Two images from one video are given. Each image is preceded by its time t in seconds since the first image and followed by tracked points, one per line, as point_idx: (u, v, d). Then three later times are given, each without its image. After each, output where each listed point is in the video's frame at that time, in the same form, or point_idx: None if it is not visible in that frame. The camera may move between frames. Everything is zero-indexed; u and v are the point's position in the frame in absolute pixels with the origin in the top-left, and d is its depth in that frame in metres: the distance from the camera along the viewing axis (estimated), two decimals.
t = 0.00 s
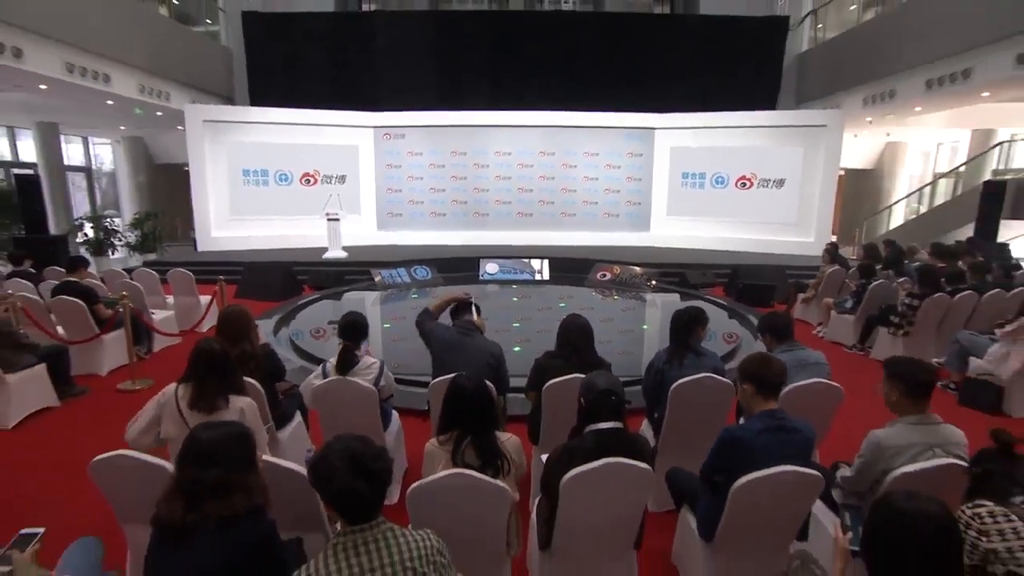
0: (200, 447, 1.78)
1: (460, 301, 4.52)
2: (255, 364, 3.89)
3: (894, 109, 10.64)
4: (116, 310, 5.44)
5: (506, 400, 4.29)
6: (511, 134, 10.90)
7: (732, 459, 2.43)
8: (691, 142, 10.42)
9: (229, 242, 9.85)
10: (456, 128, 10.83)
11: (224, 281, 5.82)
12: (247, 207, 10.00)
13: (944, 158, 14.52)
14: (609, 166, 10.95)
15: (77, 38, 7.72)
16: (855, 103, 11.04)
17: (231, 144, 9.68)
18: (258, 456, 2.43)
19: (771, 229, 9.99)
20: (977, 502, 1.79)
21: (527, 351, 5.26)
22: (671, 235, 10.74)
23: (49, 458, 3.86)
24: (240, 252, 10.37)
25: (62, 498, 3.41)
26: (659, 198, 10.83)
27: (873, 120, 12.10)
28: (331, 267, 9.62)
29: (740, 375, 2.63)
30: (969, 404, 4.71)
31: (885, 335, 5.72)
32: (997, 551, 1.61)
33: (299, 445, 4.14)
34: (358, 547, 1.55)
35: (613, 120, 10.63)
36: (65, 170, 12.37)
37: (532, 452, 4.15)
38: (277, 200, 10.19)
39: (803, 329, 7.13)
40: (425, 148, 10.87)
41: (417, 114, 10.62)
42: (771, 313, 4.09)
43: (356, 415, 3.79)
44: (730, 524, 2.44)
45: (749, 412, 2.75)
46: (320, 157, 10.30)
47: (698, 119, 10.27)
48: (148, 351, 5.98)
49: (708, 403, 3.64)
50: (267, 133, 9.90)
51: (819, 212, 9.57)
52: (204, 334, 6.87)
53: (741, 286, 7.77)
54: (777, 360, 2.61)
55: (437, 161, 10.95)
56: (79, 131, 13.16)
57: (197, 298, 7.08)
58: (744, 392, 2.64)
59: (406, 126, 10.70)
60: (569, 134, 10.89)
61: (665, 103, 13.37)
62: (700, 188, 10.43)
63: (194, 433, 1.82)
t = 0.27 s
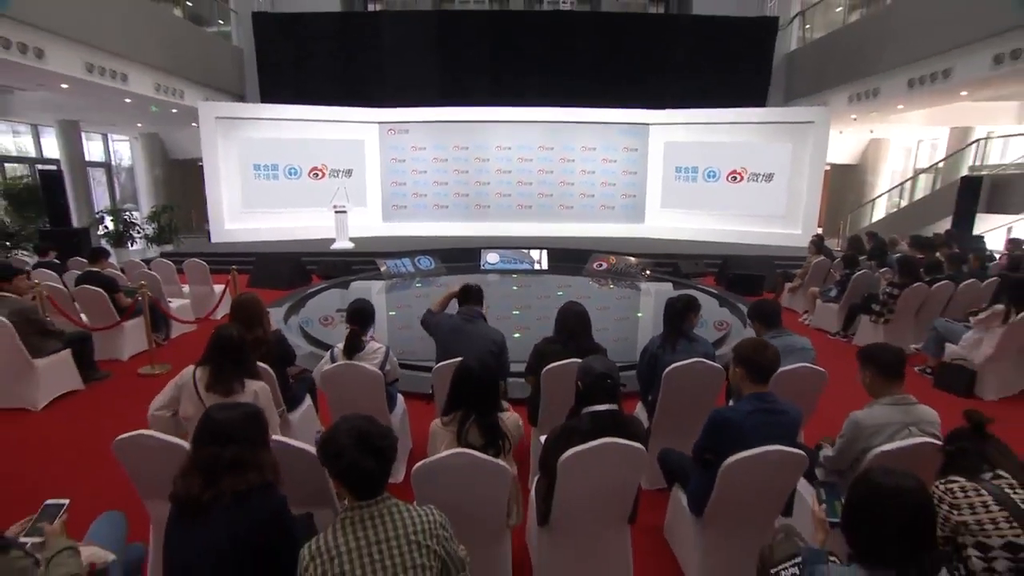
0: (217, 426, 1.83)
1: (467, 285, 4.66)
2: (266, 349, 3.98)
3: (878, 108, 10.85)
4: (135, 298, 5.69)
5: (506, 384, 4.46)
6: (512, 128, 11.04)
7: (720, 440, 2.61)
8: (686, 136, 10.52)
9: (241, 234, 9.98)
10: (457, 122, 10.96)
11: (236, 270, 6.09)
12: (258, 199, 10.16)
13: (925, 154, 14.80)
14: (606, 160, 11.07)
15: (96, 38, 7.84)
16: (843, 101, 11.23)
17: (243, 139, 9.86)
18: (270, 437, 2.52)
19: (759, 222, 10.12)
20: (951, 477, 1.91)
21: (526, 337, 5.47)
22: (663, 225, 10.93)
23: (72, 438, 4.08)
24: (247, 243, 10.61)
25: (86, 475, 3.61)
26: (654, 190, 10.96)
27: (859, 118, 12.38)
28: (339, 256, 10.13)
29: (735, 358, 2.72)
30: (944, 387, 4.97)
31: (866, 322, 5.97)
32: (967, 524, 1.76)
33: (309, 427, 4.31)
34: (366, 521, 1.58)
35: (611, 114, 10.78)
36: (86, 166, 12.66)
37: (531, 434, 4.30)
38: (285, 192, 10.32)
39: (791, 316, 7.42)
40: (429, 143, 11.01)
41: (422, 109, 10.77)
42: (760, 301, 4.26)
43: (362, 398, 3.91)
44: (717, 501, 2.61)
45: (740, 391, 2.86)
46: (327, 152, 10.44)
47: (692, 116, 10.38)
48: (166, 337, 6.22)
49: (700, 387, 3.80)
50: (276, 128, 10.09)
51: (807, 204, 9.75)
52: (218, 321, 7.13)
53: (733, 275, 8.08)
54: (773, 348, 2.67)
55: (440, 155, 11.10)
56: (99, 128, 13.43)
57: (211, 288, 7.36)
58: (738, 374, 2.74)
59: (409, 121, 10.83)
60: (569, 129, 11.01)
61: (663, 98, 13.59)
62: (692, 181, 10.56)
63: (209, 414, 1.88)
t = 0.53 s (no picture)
0: (214, 414, 1.84)
1: (468, 271, 4.63)
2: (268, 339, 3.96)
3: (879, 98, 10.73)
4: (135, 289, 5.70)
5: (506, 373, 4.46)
6: (511, 118, 10.98)
7: (723, 429, 2.61)
8: (687, 126, 10.46)
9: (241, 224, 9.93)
10: (457, 112, 10.89)
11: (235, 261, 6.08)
12: (257, 189, 10.10)
13: (926, 145, 14.60)
14: (606, 150, 11.02)
15: (92, 26, 7.76)
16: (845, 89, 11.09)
17: (241, 129, 9.80)
18: (269, 425, 2.52)
19: (757, 211, 10.11)
20: (949, 465, 1.92)
21: (526, 327, 5.48)
22: (662, 217, 10.85)
23: (73, 427, 4.11)
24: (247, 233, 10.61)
25: (84, 465, 3.62)
26: (654, 180, 10.90)
27: (860, 108, 12.30)
28: (338, 247, 10.39)
29: (737, 347, 2.71)
30: (942, 376, 4.99)
31: (866, 313, 5.96)
32: (963, 510, 1.78)
33: (309, 416, 4.31)
34: (366, 509, 1.58)
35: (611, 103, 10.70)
36: (84, 156, 12.62)
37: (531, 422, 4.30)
38: (284, 182, 10.27)
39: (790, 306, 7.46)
40: (429, 133, 10.95)
41: (421, 99, 10.69)
42: (759, 292, 4.25)
43: (361, 387, 3.89)
44: (717, 490, 2.63)
45: (740, 378, 2.88)
46: (327, 142, 10.41)
47: (693, 104, 10.32)
48: (166, 327, 6.24)
49: (700, 376, 3.80)
50: (275, 118, 10.02)
51: (806, 195, 9.74)
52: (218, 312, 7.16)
53: (733, 266, 8.10)
54: (775, 338, 2.67)
55: (441, 145, 11.05)
56: (97, 118, 13.37)
57: (211, 279, 7.38)
58: (740, 363, 2.73)
59: (409, 111, 10.76)
60: (569, 118, 10.94)
61: (662, 86, 13.50)
62: (691, 171, 10.51)
63: (207, 401, 1.89)
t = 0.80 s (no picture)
0: (212, 404, 1.82)
1: (466, 259, 4.61)
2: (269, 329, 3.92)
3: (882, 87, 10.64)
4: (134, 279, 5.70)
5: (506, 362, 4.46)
6: (511, 107, 10.90)
7: (723, 418, 2.62)
8: (689, 115, 10.39)
9: (240, 214, 9.92)
10: (456, 101, 10.81)
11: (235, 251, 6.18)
12: (256, 179, 10.08)
13: (930, 135, 14.28)
14: (607, 139, 10.95)
15: (86, 14, 7.66)
16: (848, 79, 10.99)
17: (239, 118, 9.74)
18: (270, 414, 2.53)
19: (757, 201, 10.08)
20: (947, 455, 1.92)
21: (526, 317, 5.49)
22: (663, 207, 10.82)
23: (75, 416, 4.14)
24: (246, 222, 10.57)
25: (84, 454, 3.64)
26: (655, 170, 10.85)
27: (862, 98, 12.21)
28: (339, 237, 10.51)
29: (741, 336, 2.70)
30: (941, 367, 5.01)
31: (866, 304, 5.96)
32: (960, 499, 1.79)
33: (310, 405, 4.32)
34: (367, 499, 1.59)
35: (612, 92, 10.63)
36: (81, 146, 12.54)
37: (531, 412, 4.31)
38: (282, 172, 10.24)
39: (790, 297, 7.47)
40: (428, 123, 10.88)
41: (421, 88, 10.60)
42: (759, 282, 4.25)
43: (362, 377, 3.87)
44: (716, 479, 2.64)
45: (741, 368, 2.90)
46: (326, 132, 10.35)
47: (694, 93, 10.25)
48: (166, 317, 6.26)
49: (699, 366, 3.81)
50: (274, 107, 9.95)
51: (808, 186, 9.71)
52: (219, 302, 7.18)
53: (733, 257, 8.09)
54: (778, 329, 2.67)
55: (440, 135, 10.98)
56: (94, 108, 13.28)
57: (210, 269, 7.37)
58: (744, 353, 2.73)
59: (408, 100, 10.67)
60: (569, 108, 10.86)
61: (663, 75, 13.41)
62: (693, 161, 10.47)
63: (205, 390, 1.87)
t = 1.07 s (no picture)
0: (211, 397, 1.79)
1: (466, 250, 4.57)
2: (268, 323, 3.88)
3: (884, 80, 10.57)
4: (134, 273, 5.70)
5: (506, 356, 4.46)
6: (511, 101, 10.86)
7: (723, 412, 2.62)
8: (690, 109, 10.35)
9: (240, 209, 9.91)
10: (456, 95, 10.76)
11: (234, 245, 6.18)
12: (255, 173, 10.05)
13: (930, 130, 14.57)
14: (607, 133, 10.91)
15: (82, 6, 7.62)
16: (850, 72, 10.94)
17: (237, 112, 9.70)
18: (270, 408, 2.52)
19: (758, 196, 10.07)
20: (947, 447, 1.93)
21: (526, 311, 5.49)
22: (663, 201, 10.81)
23: (76, 410, 4.15)
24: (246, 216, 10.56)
25: (86, 447, 3.66)
26: (655, 164, 10.83)
27: (863, 91, 12.16)
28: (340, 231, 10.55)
29: (743, 331, 2.68)
30: (941, 361, 5.01)
31: (865, 297, 5.97)
32: (959, 492, 1.80)
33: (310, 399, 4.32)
34: (368, 491, 1.59)
35: (612, 86, 10.58)
36: (80, 141, 12.52)
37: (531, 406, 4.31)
38: (282, 166, 10.21)
39: (790, 291, 7.47)
40: (428, 117, 10.84)
41: (420, 82, 10.55)
42: (760, 276, 4.24)
43: (361, 371, 3.84)
44: (715, 472, 2.65)
45: (741, 361, 2.89)
46: (325, 125, 10.31)
47: (694, 87, 10.21)
48: (166, 312, 6.27)
49: (699, 360, 3.81)
50: (272, 101, 9.91)
51: (809, 180, 9.70)
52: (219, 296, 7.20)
53: (733, 251, 8.09)
54: (782, 323, 2.65)
55: (440, 129, 10.95)
56: (92, 102, 13.24)
57: (209, 263, 7.37)
58: (746, 346, 2.71)
59: (408, 94, 10.63)
60: (569, 101, 10.82)
61: (663, 68, 13.35)
62: (694, 155, 10.44)
63: (204, 383, 1.84)
